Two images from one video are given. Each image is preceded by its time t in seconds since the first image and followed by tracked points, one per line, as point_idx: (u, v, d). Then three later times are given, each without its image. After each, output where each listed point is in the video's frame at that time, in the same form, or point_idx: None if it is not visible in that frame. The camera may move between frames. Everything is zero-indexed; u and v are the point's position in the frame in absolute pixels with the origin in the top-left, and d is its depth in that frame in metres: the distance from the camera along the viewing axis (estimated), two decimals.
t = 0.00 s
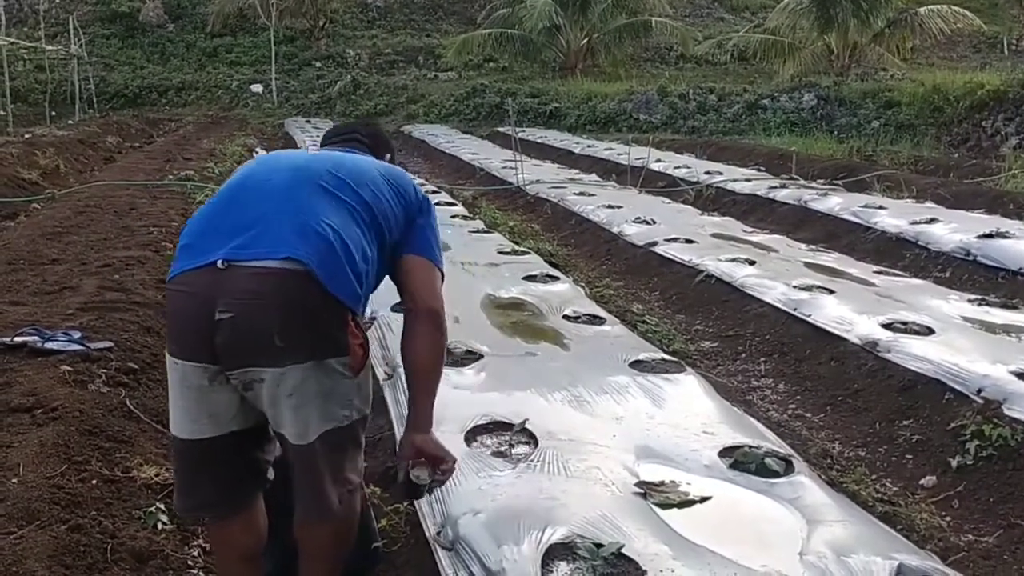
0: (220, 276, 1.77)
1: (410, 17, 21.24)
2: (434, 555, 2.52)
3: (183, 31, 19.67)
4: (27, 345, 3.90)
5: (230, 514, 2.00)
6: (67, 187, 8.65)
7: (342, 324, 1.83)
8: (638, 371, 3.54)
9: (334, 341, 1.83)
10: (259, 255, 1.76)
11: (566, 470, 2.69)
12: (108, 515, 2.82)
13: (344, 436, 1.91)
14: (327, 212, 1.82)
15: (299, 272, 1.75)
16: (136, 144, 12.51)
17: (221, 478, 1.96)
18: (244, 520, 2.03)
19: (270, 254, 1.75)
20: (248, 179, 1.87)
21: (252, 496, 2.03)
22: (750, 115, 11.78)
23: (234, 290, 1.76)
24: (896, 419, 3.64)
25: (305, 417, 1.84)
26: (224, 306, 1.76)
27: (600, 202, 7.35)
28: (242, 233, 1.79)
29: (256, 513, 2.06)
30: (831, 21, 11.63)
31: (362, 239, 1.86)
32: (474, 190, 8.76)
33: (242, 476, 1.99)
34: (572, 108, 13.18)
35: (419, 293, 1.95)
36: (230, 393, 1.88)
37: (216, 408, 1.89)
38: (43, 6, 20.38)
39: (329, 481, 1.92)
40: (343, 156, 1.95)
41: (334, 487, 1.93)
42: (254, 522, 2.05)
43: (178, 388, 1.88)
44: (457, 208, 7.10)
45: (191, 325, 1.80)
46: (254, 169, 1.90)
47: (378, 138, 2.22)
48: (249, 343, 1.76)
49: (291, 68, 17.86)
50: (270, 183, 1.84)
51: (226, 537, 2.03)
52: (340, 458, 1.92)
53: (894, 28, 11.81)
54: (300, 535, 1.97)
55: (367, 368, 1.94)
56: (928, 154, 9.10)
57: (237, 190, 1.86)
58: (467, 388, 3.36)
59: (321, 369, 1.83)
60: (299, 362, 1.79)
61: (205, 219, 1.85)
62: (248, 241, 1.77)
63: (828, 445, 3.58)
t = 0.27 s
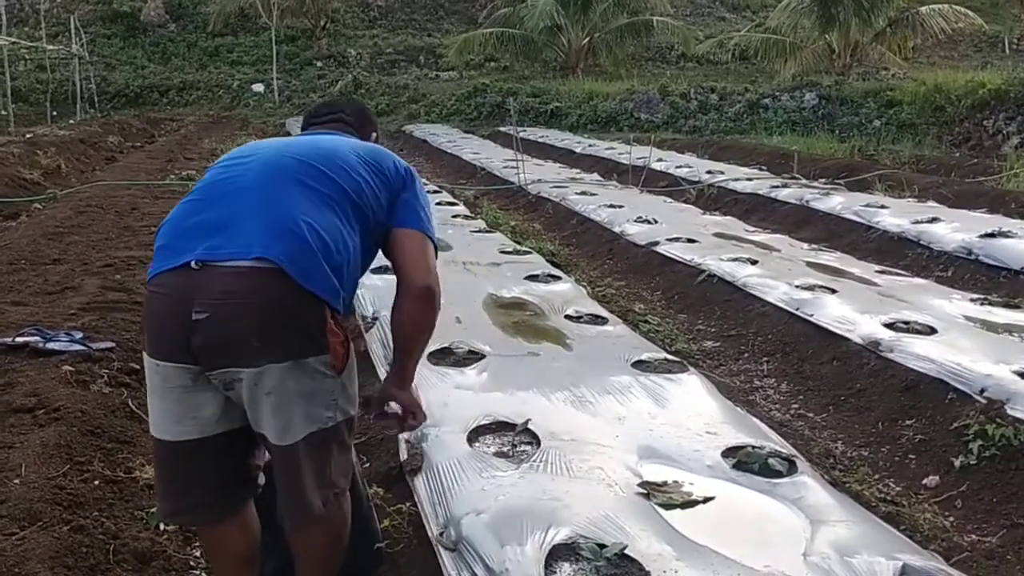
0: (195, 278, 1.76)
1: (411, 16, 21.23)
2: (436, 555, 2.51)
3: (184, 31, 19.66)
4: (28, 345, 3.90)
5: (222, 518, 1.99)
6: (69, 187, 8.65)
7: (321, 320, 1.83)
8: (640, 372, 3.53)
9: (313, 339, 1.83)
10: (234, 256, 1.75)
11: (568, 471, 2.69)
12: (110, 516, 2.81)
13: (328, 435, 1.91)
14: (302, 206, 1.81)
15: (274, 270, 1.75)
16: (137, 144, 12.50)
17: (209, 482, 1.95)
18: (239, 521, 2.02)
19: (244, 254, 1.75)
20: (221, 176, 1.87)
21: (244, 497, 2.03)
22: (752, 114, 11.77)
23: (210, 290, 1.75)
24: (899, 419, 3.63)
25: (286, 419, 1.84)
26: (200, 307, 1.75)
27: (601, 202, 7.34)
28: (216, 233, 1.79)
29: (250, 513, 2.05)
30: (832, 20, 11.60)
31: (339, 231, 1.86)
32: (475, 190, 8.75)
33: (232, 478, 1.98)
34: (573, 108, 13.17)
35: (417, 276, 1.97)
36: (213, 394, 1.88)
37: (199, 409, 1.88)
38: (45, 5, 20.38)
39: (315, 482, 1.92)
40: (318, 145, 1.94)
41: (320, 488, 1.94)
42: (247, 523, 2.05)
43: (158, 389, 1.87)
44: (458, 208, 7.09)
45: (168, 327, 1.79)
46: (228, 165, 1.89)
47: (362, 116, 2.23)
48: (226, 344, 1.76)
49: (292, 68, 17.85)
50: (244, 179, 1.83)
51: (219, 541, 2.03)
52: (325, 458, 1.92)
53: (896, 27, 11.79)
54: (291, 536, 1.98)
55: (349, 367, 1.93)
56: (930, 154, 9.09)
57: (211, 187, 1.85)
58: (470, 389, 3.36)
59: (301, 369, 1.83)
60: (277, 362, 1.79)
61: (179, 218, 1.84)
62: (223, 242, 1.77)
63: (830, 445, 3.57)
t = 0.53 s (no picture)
0: (192, 280, 1.75)
1: (412, 15, 21.21)
2: (438, 556, 2.50)
3: (185, 30, 19.66)
4: (29, 345, 3.89)
5: (222, 520, 1.98)
6: (69, 186, 8.64)
7: (319, 322, 1.82)
8: (643, 371, 3.52)
9: (311, 342, 1.82)
10: (231, 257, 1.74)
11: (571, 471, 2.68)
12: (112, 516, 2.80)
13: (327, 436, 1.90)
14: (298, 206, 1.80)
15: (271, 271, 1.74)
16: (138, 143, 12.49)
17: (208, 484, 1.94)
18: (239, 522, 2.02)
19: (241, 255, 1.74)
20: (217, 173, 1.85)
21: (244, 499, 2.02)
22: (753, 113, 11.76)
23: (206, 292, 1.74)
24: (902, 418, 3.61)
25: (285, 420, 1.84)
26: (197, 310, 1.74)
27: (603, 201, 7.33)
28: (212, 234, 1.78)
29: (250, 514, 2.04)
30: (834, 18, 11.58)
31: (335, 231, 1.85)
32: (476, 188, 8.74)
33: (231, 480, 1.97)
34: (574, 106, 13.15)
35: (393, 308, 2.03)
36: (213, 397, 1.87)
37: (197, 412, 1.87)
38: (45, 4, 20.37)
39: (314, 483, 1.92)
40: (314, 142, 1.92)
41: (320, 489, 1.93)
42: (248, 525, 2.04)
43: (156, 392, 1.86)
44: (459, 206, 7.08)
45: (165, 330, 1.78)
46: (223, 162, 1.87)
47: (354, 110, 2.22)
48: (224, 347, 1.75)
49: (292, 67, 17.83)
50: (239, 178, 1.81)
51: (220, 543, 2.02)
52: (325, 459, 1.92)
53: (897, 26, 11.77)
54: (291, 537, 1.97)
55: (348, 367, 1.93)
56: (931, 152, 9.07)
57: (206, 187, 1.84)
58: (471, 388, 3.35)
59: (299, 371, 1.82)
60: (275, 364, 1.78)
61: (175, 219, 1.83)
62: (219, 244, 1.76)
63: (833, 444, 3.56)
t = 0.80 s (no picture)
0: (211, 282, 1.74)
1: (421, 15, 21.21)
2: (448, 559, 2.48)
3: (194, 29, 19.70)
4: (37, 344, 3.89)
5: (234, 523, 1.97)
6: (79, 184, 8.66)
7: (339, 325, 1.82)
8: (652, 373, 3.50)
9: (330, 345, 1.82)
10: (251, 259, 1.73)
11: (580, 473, 2.66)
12: (119, 517, 2.79)
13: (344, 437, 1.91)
14: (317, 207, 1.79)
15: (293, 273, 1.73)
16: (147, 142, 12.52)
17: (222, 486, 1.92)
18: (250, 523, 2.00)
19: (262, 257, 1.73)
20: (230, 174, 1.83)
21: (255, 501, 2.01)
22: (762, 113, 11.71)
23: (226, 294, 1.72)
24: (913, 422, 3.58)
25: (305, 422, 1.83)
26: (218, 312, 1.73)
27: (611, 201, 7.31)
28: (229, 236, 1.76)
29: (260, 516, 2.03)
30: (843, 18, 11.54)
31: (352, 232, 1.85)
32: (485, 188, 8.72)
33: (244, 483, 1.96)
34: (583, 106, 13.13)
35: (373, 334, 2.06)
36: (229, 400, 1.87)
37: (213, 415, 1.86)
38: (55, 3, 20.42)
39: (331, 483, 1.91)
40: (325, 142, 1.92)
41: (336, 489, 1.93)
42: (258, 527, 2.03)
43: (172, 398, 1.85)
44: (468, 206, 7.07)
45: (183, 334, 1.77)
46: (234, 163, 1.85)
47: (352, 124, 2.24)
48: (246, 350, 1.74)
49: (301, 66, 17.84)
50: (254, 178, 1.80)
51: (232, 545, 2.01)
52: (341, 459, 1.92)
53: (906, 27, 11.72)
54: (305, 539, 1.96)
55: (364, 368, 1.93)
56: (941, 153, 9.02)
57: (218, 188, 1.82)
58: (480, 389, 3.33)
59: (320, 373, 1.82)
60: (296, 367, 1.78)
61: (188, 221, 1.81)
62: (237, 245, 1.75)
63: (844, 447, 3.53)
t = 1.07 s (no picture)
0: (226, 284, 1.72)
1: (431, 14, 21.21)
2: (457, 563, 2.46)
3: (206, 28, 19.75)
4: (47, 343, 3.89)
5: (245, 524, 1.95)
6: (90, 183, 8.68)
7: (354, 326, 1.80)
8: (663, 375, 3.46)
9: (347, 346, 1.80)
10: (267, 260, 1.71)
11: (591, 477, 2.63)
12: (127, 518, 2.78)
13: (359, 436, 1.89)
14: (330, 207, 1.78)
15: (308, 274, 1.71)
16: (158, 141, 12.55)
17: (234, 487, 1.91)
18: (260, 524, 1.98)
19: (278, 258, 1.71)
20: (240, 175, 1.81)
21: (265, 501, 1.99)
22: (773, 113, 11.66)
23: (241, 297, 1.70)
24: (927, 426, 3.54)
25: (322, 423, 1.81)
26: (233, 314, 1.71)
27: (622, 201, 7.28)
28: (242, 238, 1.74)
29: (270, 517, 2.01)
30: (856, 18, 11.47)
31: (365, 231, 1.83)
32: (495, 188, 8.70)
33: (255, 483, 1.94)
34: (593, 106, 13.09)
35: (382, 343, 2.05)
36: (242, 402, 1.85)
37: (226, 417, 1.84)
38: (68, 3, 20.50)
39: (346, 482, 1.90)
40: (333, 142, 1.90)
41: (351, 487, 1.91)
42: (268, 528, 2.01)
43: (185, 401, 1.83)
44: (478, 205, 7.05)
45: (198, 336, 1.75)
46: (245, 164, 1.83)
47: (355, 132, 2.18)
48: (262, 351, 1.72)
49: (312, 65, 17.86)
50: (265, 178, 1.78)
51: (242, 546, 1.99)
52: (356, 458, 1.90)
53: (919, 27, 11.65)
54: (318, 539, 1.94)
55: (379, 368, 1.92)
56: (954, 154, 8.95)
57: (229, 189, 1.80)
58: (490, 391, 3.31)
59: (336, 374, 1.80)
60: (313, 368, 1.76)
61: (199, 222, 1.79)
62: (252, 246, 1.73)
63: (857, 451, 3.49)
